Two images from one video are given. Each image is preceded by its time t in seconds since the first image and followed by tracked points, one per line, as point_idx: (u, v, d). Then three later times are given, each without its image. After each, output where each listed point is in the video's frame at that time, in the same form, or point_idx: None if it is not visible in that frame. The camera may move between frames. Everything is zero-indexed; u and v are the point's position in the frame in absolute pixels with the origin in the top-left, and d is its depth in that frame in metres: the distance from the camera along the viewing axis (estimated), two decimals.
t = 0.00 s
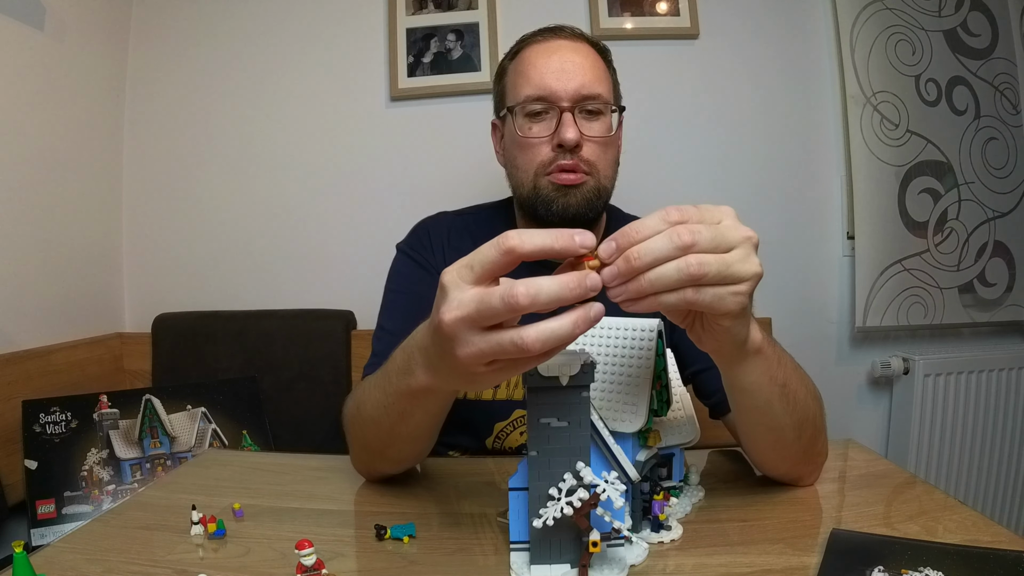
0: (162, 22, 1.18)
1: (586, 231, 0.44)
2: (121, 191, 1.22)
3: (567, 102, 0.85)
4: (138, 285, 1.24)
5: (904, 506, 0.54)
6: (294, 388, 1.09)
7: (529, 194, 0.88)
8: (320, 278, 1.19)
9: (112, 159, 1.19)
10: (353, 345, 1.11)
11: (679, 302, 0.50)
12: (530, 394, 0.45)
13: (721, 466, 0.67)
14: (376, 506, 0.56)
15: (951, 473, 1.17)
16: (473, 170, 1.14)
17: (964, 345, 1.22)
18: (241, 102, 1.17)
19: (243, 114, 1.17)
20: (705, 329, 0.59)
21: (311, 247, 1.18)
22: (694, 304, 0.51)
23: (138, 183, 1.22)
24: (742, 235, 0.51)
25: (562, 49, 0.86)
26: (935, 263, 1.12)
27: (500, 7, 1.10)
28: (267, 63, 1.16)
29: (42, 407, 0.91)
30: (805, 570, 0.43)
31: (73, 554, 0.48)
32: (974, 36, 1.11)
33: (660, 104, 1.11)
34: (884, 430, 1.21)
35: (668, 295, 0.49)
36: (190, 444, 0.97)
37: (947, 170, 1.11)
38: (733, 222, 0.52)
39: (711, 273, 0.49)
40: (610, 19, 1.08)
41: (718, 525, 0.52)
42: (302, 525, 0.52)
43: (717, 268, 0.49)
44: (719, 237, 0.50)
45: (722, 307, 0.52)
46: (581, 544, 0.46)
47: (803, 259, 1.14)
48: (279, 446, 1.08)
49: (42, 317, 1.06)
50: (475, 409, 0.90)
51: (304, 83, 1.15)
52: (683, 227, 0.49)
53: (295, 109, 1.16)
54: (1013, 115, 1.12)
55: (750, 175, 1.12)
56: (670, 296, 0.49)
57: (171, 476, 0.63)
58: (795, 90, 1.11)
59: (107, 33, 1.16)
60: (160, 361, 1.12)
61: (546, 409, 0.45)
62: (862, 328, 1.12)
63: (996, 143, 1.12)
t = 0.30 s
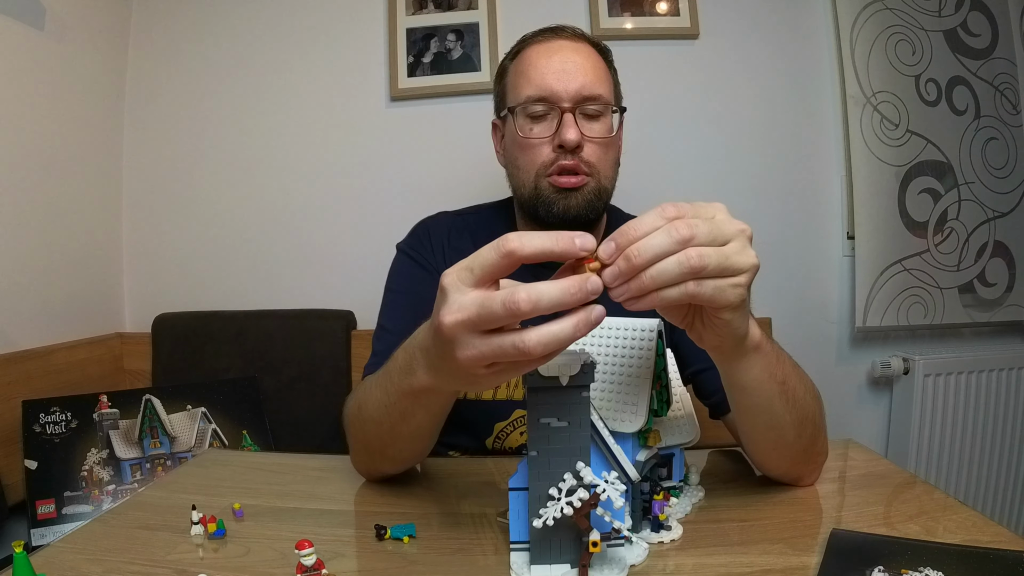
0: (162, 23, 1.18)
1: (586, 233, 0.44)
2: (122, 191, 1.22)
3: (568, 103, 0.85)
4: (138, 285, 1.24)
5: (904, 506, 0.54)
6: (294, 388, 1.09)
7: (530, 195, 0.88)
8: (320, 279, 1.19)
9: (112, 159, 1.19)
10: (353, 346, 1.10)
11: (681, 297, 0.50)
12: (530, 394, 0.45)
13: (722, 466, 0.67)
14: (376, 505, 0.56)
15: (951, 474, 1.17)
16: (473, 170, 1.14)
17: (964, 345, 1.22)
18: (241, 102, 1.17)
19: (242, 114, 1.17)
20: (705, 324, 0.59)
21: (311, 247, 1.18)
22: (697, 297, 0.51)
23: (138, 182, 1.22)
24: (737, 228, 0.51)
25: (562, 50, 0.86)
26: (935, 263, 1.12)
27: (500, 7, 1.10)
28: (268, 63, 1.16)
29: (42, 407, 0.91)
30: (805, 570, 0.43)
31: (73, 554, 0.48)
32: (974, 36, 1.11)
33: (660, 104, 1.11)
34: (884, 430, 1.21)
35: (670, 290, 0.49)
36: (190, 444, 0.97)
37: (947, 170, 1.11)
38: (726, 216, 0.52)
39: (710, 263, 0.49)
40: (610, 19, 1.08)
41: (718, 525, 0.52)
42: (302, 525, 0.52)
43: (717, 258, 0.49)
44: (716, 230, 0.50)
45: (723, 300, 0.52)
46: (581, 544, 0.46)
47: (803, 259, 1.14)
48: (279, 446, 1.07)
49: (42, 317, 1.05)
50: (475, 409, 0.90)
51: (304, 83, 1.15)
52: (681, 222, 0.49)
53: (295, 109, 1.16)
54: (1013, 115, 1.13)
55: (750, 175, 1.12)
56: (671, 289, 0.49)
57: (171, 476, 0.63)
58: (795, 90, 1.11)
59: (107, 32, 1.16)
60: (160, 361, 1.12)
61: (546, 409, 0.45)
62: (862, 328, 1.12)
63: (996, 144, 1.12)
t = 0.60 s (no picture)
0: (162, 23, 1.18)
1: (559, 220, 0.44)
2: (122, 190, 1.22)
3: (579, 92, 0.86)
4: (138, 285, 1.24)
5: (904, 506, 0.54)
6: (294, 388, 1.08)
7: (539, 182, 0.88)
8: (321, 278, 1.19)
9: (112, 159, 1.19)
10: (353, 345, 1.10)
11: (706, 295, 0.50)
12: (530, 394, 0.45)
13: (722, 466, 0.67)
14: (376, 505, 0.56)
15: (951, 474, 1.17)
16: (473, 169, 1.14)
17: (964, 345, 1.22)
18: (241, 102, 1.17)
19: (242, 114, 1.17)
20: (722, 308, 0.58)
21: (311, 247, 1.18)
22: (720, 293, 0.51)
23: (137, 182, 1.22)
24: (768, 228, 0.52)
25: (575, 42, 0.88)
26: (935, 263, 1.12)
27: (500, 7, 1.10)
28: (268, 63, 1.16)
29: (42, 407, 0.91)
30: (806, 571, 0.43)
31: (72, 554, 0.48)
32: (974, 36, 1.11)
33: (660, 104, 1.11)
34: (884, 430, 1.21)
35: (701, 285, 0.49)
36: (190, 444, 0.97)
37: (946, 171, 1.11)
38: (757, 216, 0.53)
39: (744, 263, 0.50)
40: (611, 19, 1.08)
41: (718, 525, 0.52)
42: (302, 525, 0.52)
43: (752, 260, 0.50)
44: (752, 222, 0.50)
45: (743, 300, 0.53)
46: (581, 544, 0.46)
47: (804, 258, 1.14)
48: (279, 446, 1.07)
49: (42, 317, 1.06)
50: (475, 409, 0.90)
51: (304, 83, 1.15)
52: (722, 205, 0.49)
53: (295, 109, 1.16)
54: (1013, 115, 1.12)
55: (750, 175, 1.12)
56: (702, 286, 0.49)
57: (170, 476, 0.63)
58: (796, 90, 1.11)
59: (107, 32, 1.16)
60: (160, 361, 1.12)
61: (546, 409, 0.45)
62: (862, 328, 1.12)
63: (996, 144, 1.12)
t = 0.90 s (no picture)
0: (161, 23, 1.18)
1: (439, 265, 0.38)
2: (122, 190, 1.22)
3: (594, 88, 0.93)
4: (137, 285, 1.24)
5: (904, 506, 0.54)
6: (293, 388, 1.08)
7: (552, 172, 0.96)
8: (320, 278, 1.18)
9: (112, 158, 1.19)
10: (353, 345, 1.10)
11: (769, 238, 0.52)
12: (531, 394, 0.45)
13: (722, 466, 0.68)
14: (376, 505, 0.56)
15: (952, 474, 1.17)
16: (473, 169, 1.14)
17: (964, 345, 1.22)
18: (241, 102, 1.17)
19: (242, 114, 1.17)
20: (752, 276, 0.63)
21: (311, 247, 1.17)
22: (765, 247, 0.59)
23: (137, 181, 1.21)
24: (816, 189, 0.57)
25: (594, 41, 0.94)
26: (935, 263, 1.12)
27: (500, 7, 1.10)
28: (268, 63, 1.15)
29: (42, 407, 0.91)
30: (805, 571, 0.43)
31: (73, 554, 0.48)
32: (974, 36, 1.11)
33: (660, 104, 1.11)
34: (885, 430, 1.21)
35: (768, 226, 0.52)
36: (190, 445, 0.96)
37: (946, 170, 1.11)
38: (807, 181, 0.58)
39: (796, 220, 0.57)
40: (610, 19, 1.09)
41: (718, 525, 0.52)
42: (302, 525, 0.52)
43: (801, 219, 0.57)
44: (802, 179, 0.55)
45: (794, 255, 0.57)
46: (581, 545, 0.46)
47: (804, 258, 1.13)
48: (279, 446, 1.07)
49: (42, 317, 1.06)
50: (475, 409, 0.90)
51: (304, 83, 1.15)
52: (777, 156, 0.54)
53: (294, 109, 1.16)
54: (1013, 115, 1.12)
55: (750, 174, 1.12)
56: (769, 228, 0.53)
57: (170, 476, 0.63)
58: (796, 90, 1.10)
59: (107, 32, 1.16)
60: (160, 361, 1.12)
61: (546, 409, 0.45)
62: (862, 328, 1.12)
63: (997, 144, 1.12)
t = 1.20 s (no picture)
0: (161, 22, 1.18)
1: (419, 244, 0.32)
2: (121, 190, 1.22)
3: (592, 89, 0.94)
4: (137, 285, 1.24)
5: (904, 506, 0.54)
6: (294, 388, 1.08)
7: (552, 175, 0.97)
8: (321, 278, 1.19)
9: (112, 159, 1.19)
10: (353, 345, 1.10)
11: (776, 219, 0.52)
12: (531, 394, 0.45)
13: (722, 466, 0.68)
14: (376, 505, 0.56)
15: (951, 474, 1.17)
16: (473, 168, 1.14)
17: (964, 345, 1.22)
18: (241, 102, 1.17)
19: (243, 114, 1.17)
20: (756, 263, 0.63)
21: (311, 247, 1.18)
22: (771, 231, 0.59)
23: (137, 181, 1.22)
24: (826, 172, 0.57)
25: (590, 43, 0.93)
26: (935, 263, 1.12)
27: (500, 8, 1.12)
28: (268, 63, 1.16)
29: (42, 407, 0.91)
30: (805, 571, 0.43)
31: (73, 554, 0.48)
32: (974, 36, 1.11)
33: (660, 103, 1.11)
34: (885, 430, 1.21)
35: (775, 207, 0.52)
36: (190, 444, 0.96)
37: (946, 170, 1.11)
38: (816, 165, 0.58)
39: (801, 204, 0.57)
40: (610, 19, 1.11)
41: (717, 525, 0.52)
42: (302, 525, 0.52)
43: (805, 204, 0.57)
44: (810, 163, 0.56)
45: (800, 238, 0.56)
46: (581, 545, 0.47)
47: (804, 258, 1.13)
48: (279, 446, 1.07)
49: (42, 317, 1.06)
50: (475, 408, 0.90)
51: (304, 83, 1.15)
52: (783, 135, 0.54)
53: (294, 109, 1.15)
54: (1013, 115, 1.13)
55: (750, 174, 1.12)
56: (776, 209, 0.52)
57: (170, 476, 0.63)
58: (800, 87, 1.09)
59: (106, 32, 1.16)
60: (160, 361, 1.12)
61: (546, 409, 0.45)
62: (862, 328, 1.12)
63: (996, 144, 1.13)
